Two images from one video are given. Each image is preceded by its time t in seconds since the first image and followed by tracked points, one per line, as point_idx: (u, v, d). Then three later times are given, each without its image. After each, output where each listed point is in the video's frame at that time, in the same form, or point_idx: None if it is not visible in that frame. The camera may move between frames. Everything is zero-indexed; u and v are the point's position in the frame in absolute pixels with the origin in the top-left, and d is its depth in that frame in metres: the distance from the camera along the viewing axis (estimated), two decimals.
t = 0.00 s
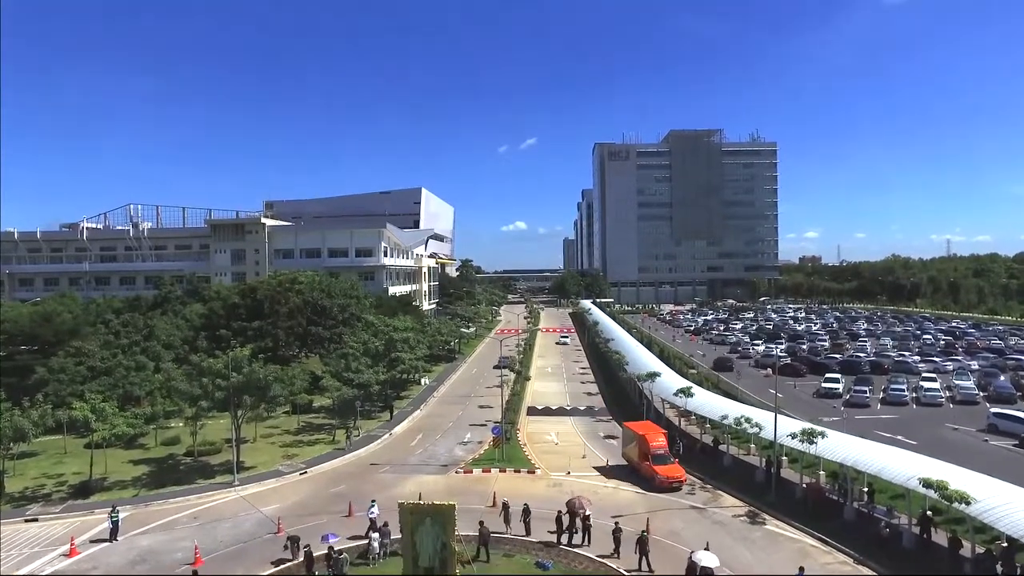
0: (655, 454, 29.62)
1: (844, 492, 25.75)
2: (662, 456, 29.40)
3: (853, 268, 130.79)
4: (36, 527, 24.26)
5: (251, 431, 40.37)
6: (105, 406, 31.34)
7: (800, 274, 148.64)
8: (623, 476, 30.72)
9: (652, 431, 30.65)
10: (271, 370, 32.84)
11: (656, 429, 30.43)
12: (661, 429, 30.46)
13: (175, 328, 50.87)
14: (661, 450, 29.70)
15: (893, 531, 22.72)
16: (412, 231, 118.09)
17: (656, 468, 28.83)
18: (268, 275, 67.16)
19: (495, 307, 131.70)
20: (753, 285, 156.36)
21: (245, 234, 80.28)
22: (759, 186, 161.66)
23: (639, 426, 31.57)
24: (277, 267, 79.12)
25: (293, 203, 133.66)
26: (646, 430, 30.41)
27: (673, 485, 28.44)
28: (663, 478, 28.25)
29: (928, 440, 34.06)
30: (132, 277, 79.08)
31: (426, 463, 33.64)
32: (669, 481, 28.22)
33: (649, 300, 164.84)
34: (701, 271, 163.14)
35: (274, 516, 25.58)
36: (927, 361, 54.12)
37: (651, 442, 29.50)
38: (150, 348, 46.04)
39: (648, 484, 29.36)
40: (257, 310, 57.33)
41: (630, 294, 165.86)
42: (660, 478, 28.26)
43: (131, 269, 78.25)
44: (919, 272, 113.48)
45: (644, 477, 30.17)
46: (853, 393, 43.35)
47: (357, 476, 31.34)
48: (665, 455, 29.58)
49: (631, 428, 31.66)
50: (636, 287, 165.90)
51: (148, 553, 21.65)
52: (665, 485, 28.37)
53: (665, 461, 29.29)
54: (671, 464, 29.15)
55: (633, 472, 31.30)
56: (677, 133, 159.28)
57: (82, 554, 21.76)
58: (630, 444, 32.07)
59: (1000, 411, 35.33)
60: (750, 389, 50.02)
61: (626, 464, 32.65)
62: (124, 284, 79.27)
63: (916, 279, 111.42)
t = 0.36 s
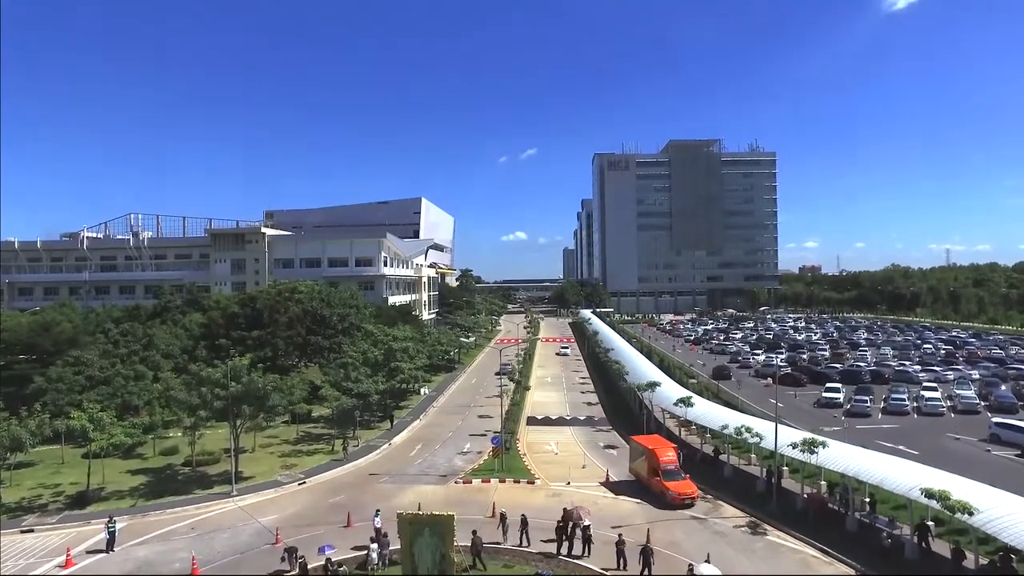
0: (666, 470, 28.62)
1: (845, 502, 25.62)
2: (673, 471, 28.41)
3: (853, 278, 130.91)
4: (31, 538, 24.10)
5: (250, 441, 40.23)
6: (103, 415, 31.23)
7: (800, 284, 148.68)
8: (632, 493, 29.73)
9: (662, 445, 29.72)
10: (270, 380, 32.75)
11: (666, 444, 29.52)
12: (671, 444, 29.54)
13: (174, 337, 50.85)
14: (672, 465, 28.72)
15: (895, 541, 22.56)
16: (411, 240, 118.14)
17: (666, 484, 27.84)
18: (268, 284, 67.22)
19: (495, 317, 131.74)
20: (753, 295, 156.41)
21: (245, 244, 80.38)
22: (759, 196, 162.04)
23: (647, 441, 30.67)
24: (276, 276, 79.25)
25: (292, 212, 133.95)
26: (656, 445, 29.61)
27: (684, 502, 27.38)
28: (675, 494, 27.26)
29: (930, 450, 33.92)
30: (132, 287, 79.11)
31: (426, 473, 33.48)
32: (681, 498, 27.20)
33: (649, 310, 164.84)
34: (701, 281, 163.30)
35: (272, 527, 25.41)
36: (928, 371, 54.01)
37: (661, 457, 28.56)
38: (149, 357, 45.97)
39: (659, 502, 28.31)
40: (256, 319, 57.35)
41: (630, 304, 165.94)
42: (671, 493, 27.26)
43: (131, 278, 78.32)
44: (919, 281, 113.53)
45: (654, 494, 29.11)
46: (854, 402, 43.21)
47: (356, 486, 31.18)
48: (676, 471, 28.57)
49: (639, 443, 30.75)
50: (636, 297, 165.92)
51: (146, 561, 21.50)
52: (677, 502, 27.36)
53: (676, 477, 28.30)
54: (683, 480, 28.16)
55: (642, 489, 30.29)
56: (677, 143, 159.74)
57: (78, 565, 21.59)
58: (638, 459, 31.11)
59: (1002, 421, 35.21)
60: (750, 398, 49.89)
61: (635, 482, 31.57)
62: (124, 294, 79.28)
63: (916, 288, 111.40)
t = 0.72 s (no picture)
0: (678, 486, 27.37)
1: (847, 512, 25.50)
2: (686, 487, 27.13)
3: (853, 287, 130.88)
4: (27, 549, 23.94)
5: (248, 451, 40.09)
6: (101, 425, 31.12)
7: (800, 293, 148.69)
8: (642, 510, 28.46)
9: (673, 461, 28.63)
10: (269, 389, 32.63)
11: (678, 459, 28.33)
12: (682, 459, 28.41)
13: (172, 346, 50.83)
14: (684, 481, 27.51)
15: (898, 552, 22.42)
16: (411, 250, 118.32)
17: (678, 500, 26.58)
18: (267, 294, 67.18)
19: (495, 327, 131.64)
20: (753, 305, 156.43)
21: (245, 253, 80.45)
22: (758, 205, 162.37)
23: (658, 456, 29.54)
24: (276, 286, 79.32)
25: (293, 222, 134.17)
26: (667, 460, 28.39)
27: (698, 519, 26.08)
28: (687, 510, 25.98)
29: (932, 460, 33.78)
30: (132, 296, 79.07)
31: (425, 483, 33.29)
32: (694, 514, 25.89)
33: (649, 319, 164.81)
34: (701, 290, 163.37)
35: (270, 538, 25.23)
36: (928, 381, 53.92)
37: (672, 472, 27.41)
38: (148, 367, 45.88)
39: (671, 520, 26.95)
40: (256, 329, 57.47)
41: (630, 314, 165.96)
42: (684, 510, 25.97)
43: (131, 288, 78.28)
44: (918, 290, 113.54)
45: (666, 511, 27.83)
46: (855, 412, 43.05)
47: (354, 496, 30.99)
48: (689, 488, 27.31)
49: (649, 459, 29.67)
50: (636, 307, 165.91)
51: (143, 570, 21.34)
52: (690, 519, 26.02)
53: (688, 493, 27.05)
54: (695, 496, 26.87)
55: (652, 506, 29.01)
56: (677, 153, 160.13)
57: None
58: (648, 475, 29.86)
59: (1004, 431, 35.11)
60: (751, 408, 49.75)
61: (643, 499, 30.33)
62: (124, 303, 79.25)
63: (916, 298, 111.38)
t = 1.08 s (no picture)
0: (691, 503, 26.19)
1: (848, 523, 25.31)
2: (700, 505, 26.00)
3: (853, 297, 130.86)
4: (23, 561, 23.74)
5: (247, 462, 39.91)
6: (99, 435, 30.98)
7: (800, 304, 148.67)
8: (654, 529, 27.25)
9: (685, 477, 27.31)
10: (268, 400, 32.50)
11: (689, 474, 27.08)
12: (694, 475, 27.25)
13: (171, 356, 50.79)
14: (697, 498, 26.33)
15: (901, 564, 22.26)
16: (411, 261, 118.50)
17: (693, 519, 25.37)
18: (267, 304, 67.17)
19: (495, 338, 131.43)
20: (753, 316, 156.43)
21: (245, 264, 80.46)
22: (757, 216, 162.63)
23: (669, 472, 28.34)
24: (276, 296, 79.36)
25: (292, 232, 134.26)
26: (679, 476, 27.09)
27: (713, 539, 25.01)
28: (703, 529, 24.81)
29: (934, 471, 33.61)
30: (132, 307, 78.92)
31: (425, 495, 33.08)
32: (709, 533, 24.77)
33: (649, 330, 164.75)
34: (701, 301, 163.30)
35: (268, 550, 25.02)
36: (929, 391, 53.81)
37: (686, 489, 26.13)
38: (147, 378, 45.78)
39: (685, 539, 25.78)
40: (255, 340, 57.51)
41: (630, 324, 165.89)
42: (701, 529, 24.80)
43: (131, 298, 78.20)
44: (918, 300, 113.53)
45: (678, 529, 26.70)
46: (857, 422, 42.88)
47: (353, 508, 30.74)
48: (702, 505, 26.18)
49: (660, 475, 28.30)
50: (636, 317, 165.84)
51: None
52: (706, 538, 24.88)
53: (701, 510, 25.92)
54: (710, 515, 25.79)
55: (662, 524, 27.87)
56: (677, 164, 160.56)
57: None
58: (658, 491, 28.60)
59: (1006, 441, 34.98)
60: (751, 419, 49.60)
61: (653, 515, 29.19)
62: (124, 314, 79.14)
63: (916, 308, 111.43)
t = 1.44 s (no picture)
0: (704, 519, 25.10)
1: (849, 534, 25.22)
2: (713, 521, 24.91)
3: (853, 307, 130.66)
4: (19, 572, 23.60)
5: (246, 472, 39.80)
6: (97, 445, 30.88)
7: (800, 314, 148.44)
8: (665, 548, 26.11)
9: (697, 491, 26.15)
10: (268, 410, 32.42)
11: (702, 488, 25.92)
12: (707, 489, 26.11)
13: (170, 366, 50.87)
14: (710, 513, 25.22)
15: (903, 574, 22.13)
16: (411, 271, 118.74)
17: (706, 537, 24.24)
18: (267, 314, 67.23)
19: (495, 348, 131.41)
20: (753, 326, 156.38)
21: (245, 274, 80.67)
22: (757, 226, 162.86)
23: (679, 485, 27.16)
24: (276, 306, 79.56)
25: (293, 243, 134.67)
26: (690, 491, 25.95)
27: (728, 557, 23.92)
28: (718, 547, 23.70)
29: (935, 481, 33.51)
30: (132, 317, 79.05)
31: (424, 505, 32.94)
32: (725, 552, 23.65)
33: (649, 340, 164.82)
34: (701, 311, 163.28)
35: (267, 560, 24.86)
36: (930, 401, 53.67)
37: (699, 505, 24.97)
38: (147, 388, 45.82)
39: (699, 557, 24.64)
40: (254, 350, 57.59)
41: (630, 334, 165.95)
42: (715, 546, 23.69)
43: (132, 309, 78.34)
44: (918, 310, 113.33)
45: (691, 547, 25.57)
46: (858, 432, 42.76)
47: (352, 519, 30.58)
48: (716, 521, 25.06)
49: (670, 489, 27.16)
50: (636, 327, 165.92)
51: None
52: (722, 556, 23.76)
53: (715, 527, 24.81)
54: (724, 531, 24.66)
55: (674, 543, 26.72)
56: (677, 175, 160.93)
57: None
58: (669, 506, 27.44)
59: (1007, 451, 34.86)
60: (752, 429, 49.48)
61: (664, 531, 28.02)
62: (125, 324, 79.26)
63: (916, 318, 111.25)
